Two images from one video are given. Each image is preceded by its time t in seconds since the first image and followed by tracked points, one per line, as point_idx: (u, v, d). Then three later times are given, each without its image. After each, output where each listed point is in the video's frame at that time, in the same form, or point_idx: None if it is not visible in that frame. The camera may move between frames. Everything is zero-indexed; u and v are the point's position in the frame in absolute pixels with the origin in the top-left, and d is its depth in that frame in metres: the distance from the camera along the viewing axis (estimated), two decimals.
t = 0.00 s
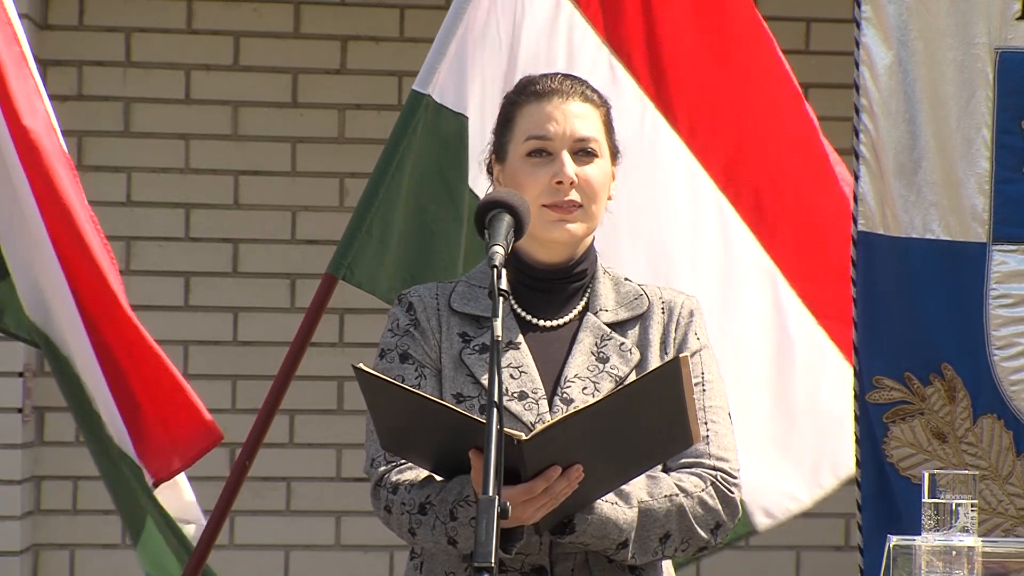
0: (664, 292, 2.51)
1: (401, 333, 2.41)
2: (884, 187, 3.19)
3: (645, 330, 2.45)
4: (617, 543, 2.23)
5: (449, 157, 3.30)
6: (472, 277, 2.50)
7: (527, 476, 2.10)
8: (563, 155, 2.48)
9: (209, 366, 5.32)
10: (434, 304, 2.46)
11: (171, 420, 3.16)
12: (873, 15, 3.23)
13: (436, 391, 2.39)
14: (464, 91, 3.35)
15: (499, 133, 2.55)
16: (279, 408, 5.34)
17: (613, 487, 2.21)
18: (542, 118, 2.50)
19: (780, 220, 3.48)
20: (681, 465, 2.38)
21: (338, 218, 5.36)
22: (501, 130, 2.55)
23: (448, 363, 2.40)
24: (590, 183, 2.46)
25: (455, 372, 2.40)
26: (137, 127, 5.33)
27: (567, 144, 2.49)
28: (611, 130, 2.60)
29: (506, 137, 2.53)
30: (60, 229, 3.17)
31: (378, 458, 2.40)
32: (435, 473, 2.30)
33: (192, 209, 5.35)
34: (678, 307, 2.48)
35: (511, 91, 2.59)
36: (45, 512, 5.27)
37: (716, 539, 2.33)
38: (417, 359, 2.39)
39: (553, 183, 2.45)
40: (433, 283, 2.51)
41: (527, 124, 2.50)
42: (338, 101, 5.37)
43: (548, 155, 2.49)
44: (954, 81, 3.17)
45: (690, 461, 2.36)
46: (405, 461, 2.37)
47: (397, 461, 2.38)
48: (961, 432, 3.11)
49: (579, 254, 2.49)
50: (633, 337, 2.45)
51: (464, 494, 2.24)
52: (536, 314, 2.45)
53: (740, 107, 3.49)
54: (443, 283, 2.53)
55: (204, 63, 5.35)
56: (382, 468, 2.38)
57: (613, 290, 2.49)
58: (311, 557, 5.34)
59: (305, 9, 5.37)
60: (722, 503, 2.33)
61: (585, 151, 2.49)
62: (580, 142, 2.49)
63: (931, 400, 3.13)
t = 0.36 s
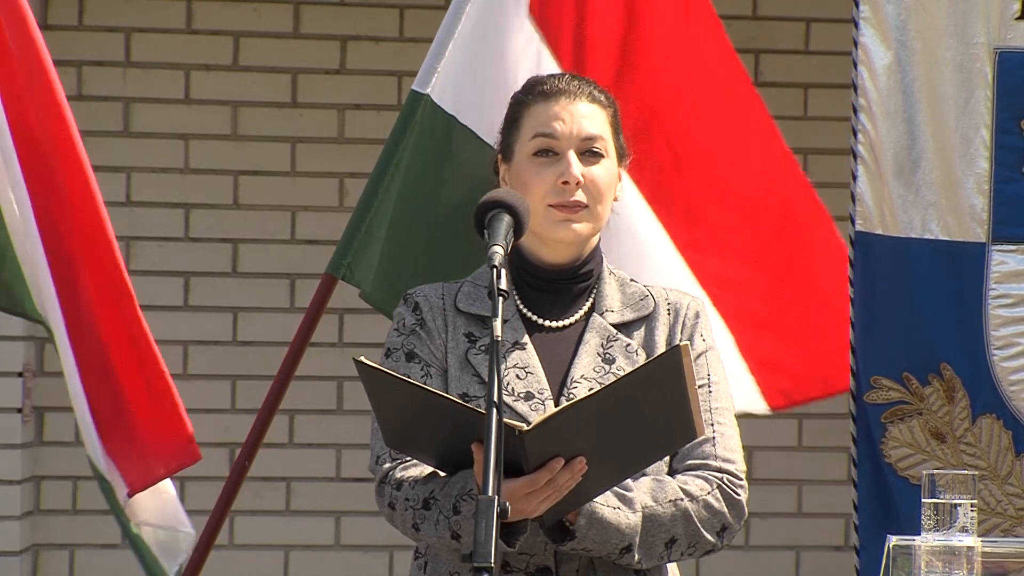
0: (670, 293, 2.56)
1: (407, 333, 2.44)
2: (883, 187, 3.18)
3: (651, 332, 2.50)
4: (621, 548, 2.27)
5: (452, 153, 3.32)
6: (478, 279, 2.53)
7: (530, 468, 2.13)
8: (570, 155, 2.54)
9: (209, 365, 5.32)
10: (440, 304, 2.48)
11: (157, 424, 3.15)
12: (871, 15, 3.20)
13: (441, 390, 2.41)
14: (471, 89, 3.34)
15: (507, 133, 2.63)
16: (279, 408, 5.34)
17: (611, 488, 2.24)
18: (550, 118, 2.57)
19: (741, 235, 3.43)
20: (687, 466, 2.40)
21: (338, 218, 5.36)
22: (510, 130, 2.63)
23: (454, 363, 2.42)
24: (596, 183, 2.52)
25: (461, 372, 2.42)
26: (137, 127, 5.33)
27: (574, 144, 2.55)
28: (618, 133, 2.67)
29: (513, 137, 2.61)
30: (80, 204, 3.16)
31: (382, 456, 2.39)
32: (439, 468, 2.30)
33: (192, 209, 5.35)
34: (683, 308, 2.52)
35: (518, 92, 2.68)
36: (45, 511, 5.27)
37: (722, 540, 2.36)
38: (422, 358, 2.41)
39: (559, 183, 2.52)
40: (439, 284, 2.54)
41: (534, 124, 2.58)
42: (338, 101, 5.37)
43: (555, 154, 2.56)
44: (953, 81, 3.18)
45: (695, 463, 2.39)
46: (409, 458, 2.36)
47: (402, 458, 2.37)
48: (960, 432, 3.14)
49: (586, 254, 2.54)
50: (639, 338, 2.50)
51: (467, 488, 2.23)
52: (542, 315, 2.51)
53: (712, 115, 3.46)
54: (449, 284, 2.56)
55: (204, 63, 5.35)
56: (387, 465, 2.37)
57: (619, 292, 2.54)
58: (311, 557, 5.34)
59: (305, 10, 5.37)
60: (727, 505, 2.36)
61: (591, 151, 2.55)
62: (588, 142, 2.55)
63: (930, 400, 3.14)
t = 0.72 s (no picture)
0: (676, 295, 2.53)
1: (414, 332, 2.41)
2: (881, 185, 3.17)
3: (657, 333, 2.47)
4: (627, 552, 2.24)
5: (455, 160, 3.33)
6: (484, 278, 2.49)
7: (537, 465, 2.12)
8: (577, 157, 2.45)
9: (209, 366, 5.32)
10: (447, 304, 2.45)
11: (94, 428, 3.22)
12: (870, 15, 3.18)
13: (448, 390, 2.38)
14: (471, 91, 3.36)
15: (515, 133, 2.52)
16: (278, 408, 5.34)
17: (614, 489, 2.23)
18: (557, 119, 2.47)
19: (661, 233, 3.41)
20: (693, 468, 2.38)
21: (337, 218, 5.36)
22: (517, 130, 2.52)
23: (460, 363, 2.40)
24: (603, 187, 2.43)
25: (467, 372, 2.39)
26: (137, 127, 5.33)
27: (582, 146, 2.46)
28: (628, 135, 2.56)
29: (521, 137, 2.50)
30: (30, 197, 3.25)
31: (389, 454, 2.39)
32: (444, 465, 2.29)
33: (191, 209, 5.35)
34: (690, 309, 2.49)
35: (526, 91, 2.56)
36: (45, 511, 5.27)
37: (728, 543, 2.34)
38: (429, 357, 2.38)
39: (566, 185, 2.42)
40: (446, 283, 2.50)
41: (542, 125, 2.47)
42: (337, 101, 5.37)
43: (562, 156, 2.46)
44: (951, 81, 3.17)
45: (701, 464, 2.37)
46: (416, 456, 2.36)
47: (408, 456, 2.37)
48: (958, 432, 3.14)
49: (593, 255, 2.49)
50: (645, 340, 2.47)
51: (473, 485, 2.22)
52: (549, 315, 2.47)
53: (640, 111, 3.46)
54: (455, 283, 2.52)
55: (204, 63, 5.35)
56: (392, 463, 2.37)
57: (625, 292, 2.50)
58: (310, 558, 5.34)
59: (305, 9, 5.37)
60: (733, 508, 2.34)
61: (599, 154, 2.45)
62: (595, 144, 2.46)
63: (927, 400, 3.15)
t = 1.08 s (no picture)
0: (684, 296, 2.51)
1: (423, 330, 2.39)
2: (881, 184, 3.17)
3: (666, 333, 2.45)
4: (636, 551, 2.23)
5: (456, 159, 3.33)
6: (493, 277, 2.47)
7: (549, 463, 2.11)
8: (588, 159, 2.42)
9: (210, 365, 5.32)
10: (456, 303, 2.43)
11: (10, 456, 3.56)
12: (870, 15, 3.18)
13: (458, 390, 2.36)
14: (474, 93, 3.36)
15: (527, 133, 2.49)
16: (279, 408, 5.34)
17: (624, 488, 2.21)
18: (569, 120, 2.44)
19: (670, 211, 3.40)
20: (701, 468, 2.36)
21: (338, 218, 5.36)
22: (529, 130, 2.49)
23: (469, 362, 2.37)
24: (614, 188, 2.41)
25: (476, 372, 2.37)
26: (137, 127, 5.33)
27: (594, 148, 2.43)
28: (640, 135, 2.54)
29: (533, 137, 2.47)
30: None
31: (397, 452, 2.37)
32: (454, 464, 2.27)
33: (191, 209, 5.34)
34: (699, 310, 2.47)
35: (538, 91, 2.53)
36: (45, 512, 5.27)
37: (735, 543, 2.33)
38: (438, 356, 2.37)
39: (576, 187, 2.39)
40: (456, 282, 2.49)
41: (554, 126, 2.44)
42: (338, 101, 5.37)
43: (573, 157, 2.43)
44: (952, 81, 3.17)
45: (709, 465, 2.35)
46: (425, 455, 2.34)
47: (417, 454, 2.35)
48: (959, 432, 3.14)
49: (601, 255, 2.47)
50: (655, 339, 2.44)
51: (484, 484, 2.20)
52: (557, 315, 2.44)
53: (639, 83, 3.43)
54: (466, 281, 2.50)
55: (204, 62, 5.35)
56: (402, 461, 2.35)
57: (634, 292, 2.48)
58: (311, 558, 5.34)
59: (305, 9, 5.37)
60: (742, 508, 2.33)
61: (611, 155, 2.43)
62: (607, 146, 2.43)
63: (928, 400, 3.14)
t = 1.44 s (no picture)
0: (693, 295, 2.42)
1: (431, 330, 2.30)
2: (882, 185, 3.18)
3: (675, 333, 2.35)
4: (647, 551, 2.17)
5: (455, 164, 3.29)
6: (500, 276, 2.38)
7: (564, 465, 2.03)
8: (602, 160, 2.34)
9: (210, 366, 5.32)
10: (464, 302, 2.34)
11: None
12: (870, 15, 3.20)
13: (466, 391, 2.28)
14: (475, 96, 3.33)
15: (538, 134, 2.41)
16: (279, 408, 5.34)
17: (635, 489, 2.14)
18: (582, 121, 2.36)
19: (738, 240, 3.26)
20: (710, 468, 2.30)
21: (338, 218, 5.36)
22: (540, 130, 2.41)
23: (478, 362, 2.29)
24: (627, 190, 2.33)
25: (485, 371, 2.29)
26: (137, 127, 5.33)
27: (607, 149, 2.35)
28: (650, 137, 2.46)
29: (545, 138, 2.39)
30: None
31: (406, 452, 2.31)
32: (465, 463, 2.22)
33: (192, 209, 5.34)
34: (707, 310, 2.39)
35: (549, 91, 2.45)
36: (45, 511, 5.27)
37: (745, 543, 2.27)
38: (447, 355, 2.28)
39: (590, 188, 2.32)
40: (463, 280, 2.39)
41: (567, 126, 2.37)
42: (338, 101, 5.37)
43: (587, 158, 2.35)
44: (952, 81, 3.17)
45: (718, 465, 2.29)
46: (435, 454, 2.28)
47: (427, 454, 2.28)
48: (959, 432, 3.14)
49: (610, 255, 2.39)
50: (664, 338, 2.35)
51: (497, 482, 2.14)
52: (566, 314, 2.35)
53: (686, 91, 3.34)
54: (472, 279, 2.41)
55: (204, 63, 5.35)
56: (411, 461, 2.28)
57: (642, 292, 2.39)
58: (311, 558, 5.33)
59: (305, 9, 5.37)
60: (752, 508, 2.26)
61: (624, 158, 2.35)
62: (621, 148, 2.35)
63: (928, 400, 3.15)
